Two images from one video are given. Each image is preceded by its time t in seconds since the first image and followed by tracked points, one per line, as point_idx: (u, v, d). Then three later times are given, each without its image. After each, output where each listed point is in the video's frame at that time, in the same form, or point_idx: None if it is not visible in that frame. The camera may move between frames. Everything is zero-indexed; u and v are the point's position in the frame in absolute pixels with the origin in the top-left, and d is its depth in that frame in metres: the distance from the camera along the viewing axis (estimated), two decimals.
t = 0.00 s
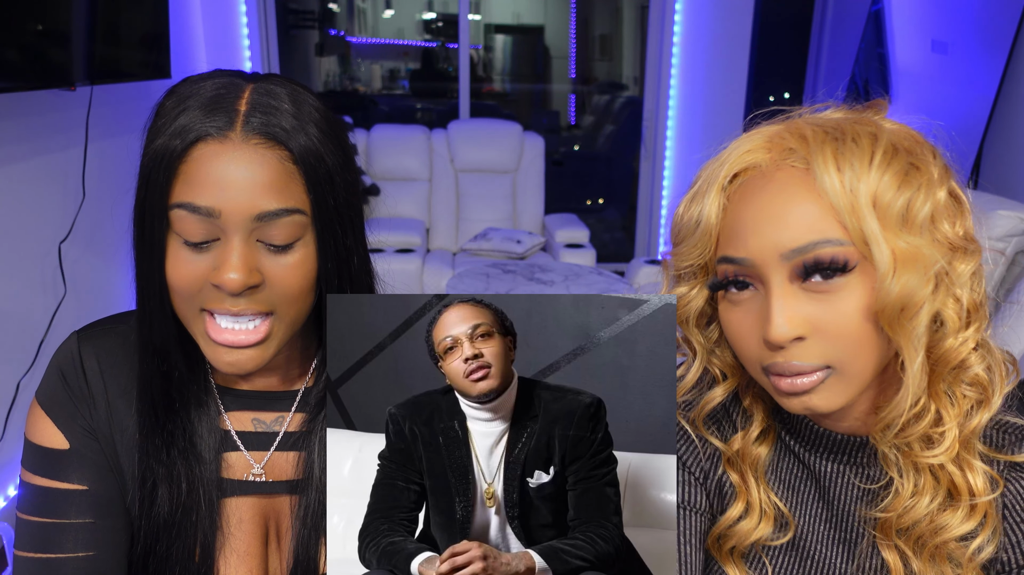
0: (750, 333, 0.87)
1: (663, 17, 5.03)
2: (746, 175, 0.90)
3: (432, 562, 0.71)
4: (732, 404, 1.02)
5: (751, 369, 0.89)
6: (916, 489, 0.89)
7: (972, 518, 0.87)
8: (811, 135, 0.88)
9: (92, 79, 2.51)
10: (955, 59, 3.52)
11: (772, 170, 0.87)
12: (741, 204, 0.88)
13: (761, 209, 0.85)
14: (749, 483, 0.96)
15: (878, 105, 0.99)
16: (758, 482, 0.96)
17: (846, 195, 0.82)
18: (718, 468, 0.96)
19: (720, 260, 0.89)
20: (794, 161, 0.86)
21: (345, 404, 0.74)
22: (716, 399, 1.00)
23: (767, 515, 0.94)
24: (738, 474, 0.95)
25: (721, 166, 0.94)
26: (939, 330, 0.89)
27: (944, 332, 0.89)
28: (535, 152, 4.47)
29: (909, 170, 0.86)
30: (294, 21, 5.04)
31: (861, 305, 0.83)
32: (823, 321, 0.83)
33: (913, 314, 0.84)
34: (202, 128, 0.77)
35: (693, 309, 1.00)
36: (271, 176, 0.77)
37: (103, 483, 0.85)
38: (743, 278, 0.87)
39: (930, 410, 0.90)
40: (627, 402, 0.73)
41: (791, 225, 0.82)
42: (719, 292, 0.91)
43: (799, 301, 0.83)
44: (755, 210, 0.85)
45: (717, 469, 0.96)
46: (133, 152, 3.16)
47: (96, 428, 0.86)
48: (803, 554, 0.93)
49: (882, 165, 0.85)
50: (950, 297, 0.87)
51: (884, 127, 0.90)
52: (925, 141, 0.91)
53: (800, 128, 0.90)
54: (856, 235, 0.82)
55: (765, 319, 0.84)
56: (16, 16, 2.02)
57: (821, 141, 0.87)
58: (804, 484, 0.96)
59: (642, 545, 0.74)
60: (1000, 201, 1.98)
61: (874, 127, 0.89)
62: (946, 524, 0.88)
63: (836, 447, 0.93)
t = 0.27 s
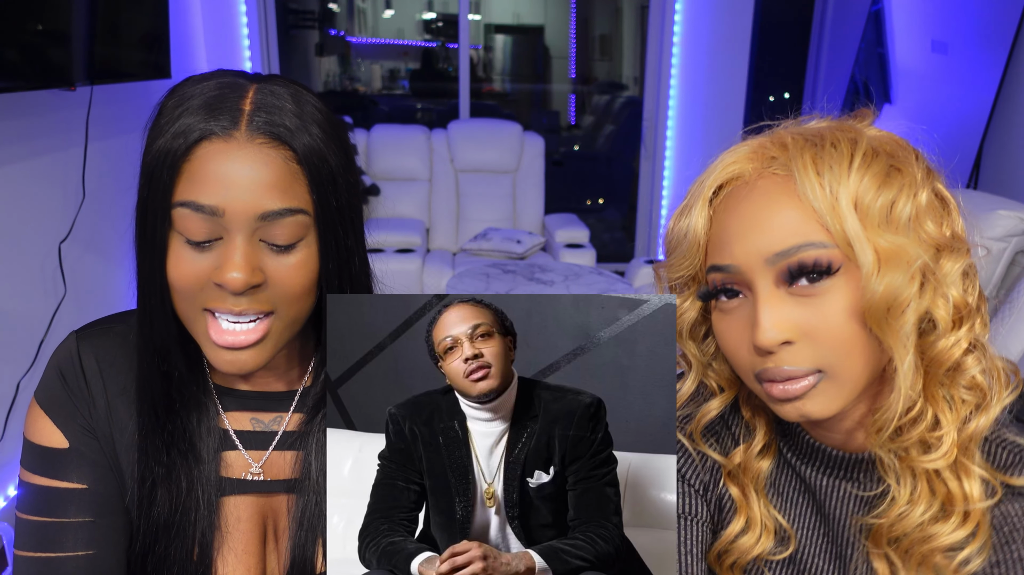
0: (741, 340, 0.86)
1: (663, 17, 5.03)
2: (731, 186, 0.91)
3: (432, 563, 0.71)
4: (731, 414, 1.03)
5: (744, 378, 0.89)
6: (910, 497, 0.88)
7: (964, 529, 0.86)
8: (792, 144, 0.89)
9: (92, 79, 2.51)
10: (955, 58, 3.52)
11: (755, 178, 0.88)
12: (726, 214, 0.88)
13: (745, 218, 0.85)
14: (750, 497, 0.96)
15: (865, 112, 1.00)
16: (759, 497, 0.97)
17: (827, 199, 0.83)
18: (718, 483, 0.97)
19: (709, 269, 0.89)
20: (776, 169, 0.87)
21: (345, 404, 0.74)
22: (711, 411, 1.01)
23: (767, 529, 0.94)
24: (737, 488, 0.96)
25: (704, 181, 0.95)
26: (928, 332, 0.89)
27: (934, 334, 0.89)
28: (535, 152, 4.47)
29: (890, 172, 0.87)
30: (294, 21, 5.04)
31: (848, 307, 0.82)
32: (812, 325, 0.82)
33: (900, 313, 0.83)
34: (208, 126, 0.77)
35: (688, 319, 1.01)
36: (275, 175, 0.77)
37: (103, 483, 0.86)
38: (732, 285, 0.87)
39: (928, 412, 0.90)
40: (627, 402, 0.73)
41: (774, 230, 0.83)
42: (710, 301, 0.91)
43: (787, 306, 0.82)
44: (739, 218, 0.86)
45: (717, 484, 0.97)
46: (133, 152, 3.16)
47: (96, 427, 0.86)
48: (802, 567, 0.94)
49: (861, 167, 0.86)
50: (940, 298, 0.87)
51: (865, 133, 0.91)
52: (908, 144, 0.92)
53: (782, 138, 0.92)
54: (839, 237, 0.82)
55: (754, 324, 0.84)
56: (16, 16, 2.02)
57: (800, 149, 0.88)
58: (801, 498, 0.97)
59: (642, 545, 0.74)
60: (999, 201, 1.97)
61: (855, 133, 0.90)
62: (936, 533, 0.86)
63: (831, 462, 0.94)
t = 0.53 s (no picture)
0: (729, 350, 0.86)
1: (663, 17, 5.03)
2: (722, 196, 0.91)
3: (432, 563, 0.70)
4: (725, 425, 1.03)
5: (733, 388, 0.88)
6: (903, 512, 0.88)
7: (955, 546, 0.86)
8: (785, 154, 0.90)
9: (92, 79, 2.51)
10: (954, 59, 3.52)
11: (745, 187, 0.88)
12: (716, 223, 0.88)
13: (735, 226, 0.85)
14: (743, 511, 0.96)
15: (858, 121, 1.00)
16: (752, 511, 0.96)
17: (817, 209, 0.83)
18: (712, 496, 0.96)
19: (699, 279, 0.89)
20: (768, 177, 0.88)
21: (344, 403, 0.74)
22: (704, 422, 1.00)
23: (761, 543, 0.94)
24: (732, 501, 0.95)
25: (697, 190, 0.95)
26: (920, 346, 0.89)
27: (927, 347, 0.89)
28: (534, 152, 4.47)
29: (881, 182, 0.87)
30: (294, 21, 5.04)
31: (837, 317, 0.82)
32: (801, 334, 0.82)
33: (889, 323, 0.83)
34: (203, 133, 0.77)
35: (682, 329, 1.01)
36: (271, 180, 0.77)
37: (102, 483, 0.86)
38: (722, 295, 0.87)
39: (920, 427, 0.90)
40: (627, 402, 0.73)
41: (763, 239, 0.83)
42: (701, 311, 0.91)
43: (774, 315, 0.82)
44: (729, 227, 0.86)
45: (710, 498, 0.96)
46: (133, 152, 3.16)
47: (96, 427, 0.86)
48: None
49: (851, 177, 0.86)
50: (932, 311, 0.86)
51: (858, 144, 0.91)
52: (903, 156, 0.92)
53: (775, 148, 0.92)
54: (829, 246, 0.82)
55: (742, 333, 0.84)
56: (16, 16, 2.02)
57: (792, 158, 0.89)
58: (795, 513, 0.97)
59: (642, 545, 0.74)
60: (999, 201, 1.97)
61: (848, 144, 0.91)
62: (926, 549, 0.86)
63: (824, 478, 0.94)
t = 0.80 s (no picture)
0: (737, 360, 0.86)
1: (663, 17, 5.03)
2: (729, 200, 0.91)
3: (432, 563, 0.70)
4: (721, 440, 1.02)
5: (740, 399, 0.88)
6: (910, 526, 0.88)
7: (963, 560, 0.86)
8: (794, 158, 0.89)
9: (92, 79, 2.51)
10: (954, 59, 3.51)
11: (754, 191, 0.88)
12: (724, 227, 0.88)
13: (745, 232, 0.85)
14: (742, 529, 0.95)
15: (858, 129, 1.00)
16: (751, 527, 0.95)
17: (830, 215, 0.83)
18: (709, 513, 0.96)
19: (705, 286, 0.88)
20: (776, 183, 0.87)
21: (344, 403, 0.75)
22: (703, 437, 1.00)
23: (761, 560, 0.93)
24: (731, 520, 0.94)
25: (701, 194, 0.94)
26: (932, 355, 0.89)
27: (937, 357, 0.89)
28: (535, 153, 4.47)
29: (892, 189, 0.87)
30: (294, 21, 5.04)
31: (851, 326, 0.82)
32: (813, 343, 0.82)
33: (905, 333, 0.83)
34: (191, 139, 0.77)
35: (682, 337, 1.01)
36: (263, 184, 0.77)
37: (102, 485, 0.85)
38: (729, 302, 0.87)
39: (928, 438, 0.90)
40: (627, 402, 0.73)
41: (775, 246, 0.83)
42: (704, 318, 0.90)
43: (786, 324, 0.82)
44: (739, 233, 0.86)
45: (709, 516, 0.95)
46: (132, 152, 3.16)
47: (97, 428, 0.86)
48: None
49: (864, 184, 0.86)
50: (943, 320, 0.87)
51: (867, 149, 0.91)
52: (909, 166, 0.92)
53: (781, 152, 0.92)
54: (842, 253, 0.82)
55: (753, 341, 0.83)
56: (16, 15, 2.02)
57: (803, 162, 0.88)
58: (792, 527, 0.96)
59: (642, 545, 0.74)
60: (999, 201, 1.96)
61: (857, 149, 0.91)
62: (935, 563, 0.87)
63: (826, 490, 0.93)
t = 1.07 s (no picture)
0: (744, 363, 0.84)
1: (663, 18, 5.03)
2: (729, 201, 0.89)
3: (432, 563, 0.70)
4: (717, 456, 1.01)
5: (747, 407, 0.86)
6: (915, 526, 0.88)
7: (970, 558, 0.86)
8: (793, 158, 0.89)
9: (92, 79, 2.51)
10: (954, 60, 3.53)
11: (756, 190, 0.88)
12: (729, 226, 0.87)
13: (754, 230, 0.84)
14: (741, 545, 0.94)
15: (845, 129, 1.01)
16: (749, 542, 0.95)
17: (840, 212, 0.83)
18: (707, 531, 0.95)
19: (710, 288, 0.86)
20: (778, 181, 0.87)
21: (344, 403, 0.75)
22: (700, 453, 0.98)
23: None
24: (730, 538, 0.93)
25: (698, 195, 0.93)
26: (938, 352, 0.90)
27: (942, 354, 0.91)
28: (535, 153, 4.47)
29: (893, 187, 0.88)
30: (295, 21, 5.04)
31: (867, 322, 0.82)
32: (829, 341, 0.81)
33: (920, 328, 0.83)
34: (193, 135, 0.77)
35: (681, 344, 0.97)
36: (264, 181, 0.77)
37: (102, 484, 0.85)
38: (737, 304, 0.85)
39: (935, 436, 0.90)
40: (627, 402, 0.73)
41: (788, 243, 0.82)
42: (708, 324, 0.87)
43: (802, 323, 0.81)
44: (747, 232, 0.84)
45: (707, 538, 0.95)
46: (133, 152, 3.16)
47: (97, 428, 0.86)
48: None
49: (867, 182, 0.87)
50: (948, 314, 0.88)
51: (858, 149, 0.92)
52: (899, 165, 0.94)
53: (776, 153, 0.91)
54: (854, 249, 0.82)
55: (767, 343, 0.82)
56: (16, 16, 2.02)
57: (805, 160, 0.89)
58: (791, 540, 0.96)
59: (642, 545, 0.74)
60: (998, 202, 1.96)
61: (854, 148, 0.92)
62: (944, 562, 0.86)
63: (829, 497, 0.93)
